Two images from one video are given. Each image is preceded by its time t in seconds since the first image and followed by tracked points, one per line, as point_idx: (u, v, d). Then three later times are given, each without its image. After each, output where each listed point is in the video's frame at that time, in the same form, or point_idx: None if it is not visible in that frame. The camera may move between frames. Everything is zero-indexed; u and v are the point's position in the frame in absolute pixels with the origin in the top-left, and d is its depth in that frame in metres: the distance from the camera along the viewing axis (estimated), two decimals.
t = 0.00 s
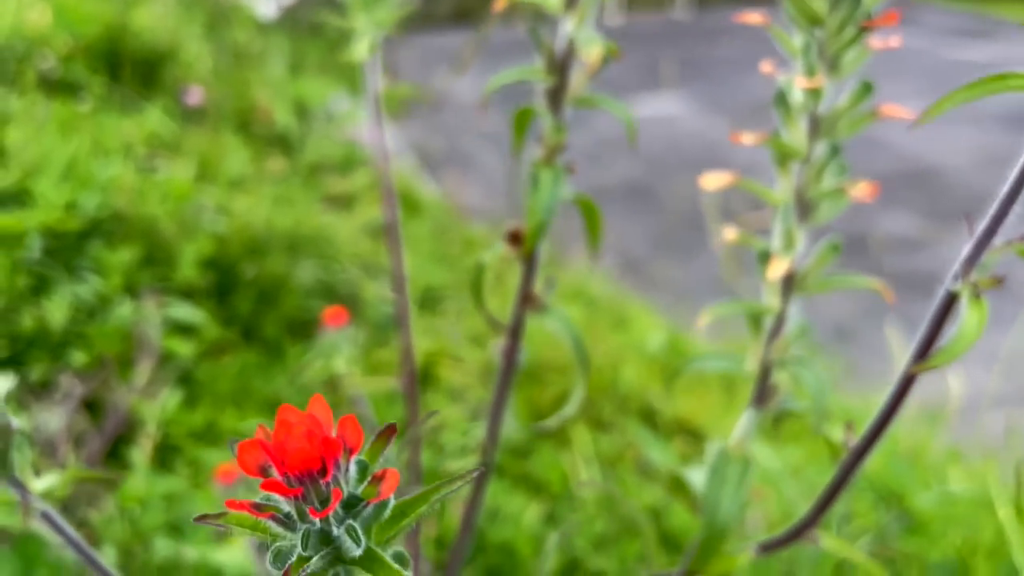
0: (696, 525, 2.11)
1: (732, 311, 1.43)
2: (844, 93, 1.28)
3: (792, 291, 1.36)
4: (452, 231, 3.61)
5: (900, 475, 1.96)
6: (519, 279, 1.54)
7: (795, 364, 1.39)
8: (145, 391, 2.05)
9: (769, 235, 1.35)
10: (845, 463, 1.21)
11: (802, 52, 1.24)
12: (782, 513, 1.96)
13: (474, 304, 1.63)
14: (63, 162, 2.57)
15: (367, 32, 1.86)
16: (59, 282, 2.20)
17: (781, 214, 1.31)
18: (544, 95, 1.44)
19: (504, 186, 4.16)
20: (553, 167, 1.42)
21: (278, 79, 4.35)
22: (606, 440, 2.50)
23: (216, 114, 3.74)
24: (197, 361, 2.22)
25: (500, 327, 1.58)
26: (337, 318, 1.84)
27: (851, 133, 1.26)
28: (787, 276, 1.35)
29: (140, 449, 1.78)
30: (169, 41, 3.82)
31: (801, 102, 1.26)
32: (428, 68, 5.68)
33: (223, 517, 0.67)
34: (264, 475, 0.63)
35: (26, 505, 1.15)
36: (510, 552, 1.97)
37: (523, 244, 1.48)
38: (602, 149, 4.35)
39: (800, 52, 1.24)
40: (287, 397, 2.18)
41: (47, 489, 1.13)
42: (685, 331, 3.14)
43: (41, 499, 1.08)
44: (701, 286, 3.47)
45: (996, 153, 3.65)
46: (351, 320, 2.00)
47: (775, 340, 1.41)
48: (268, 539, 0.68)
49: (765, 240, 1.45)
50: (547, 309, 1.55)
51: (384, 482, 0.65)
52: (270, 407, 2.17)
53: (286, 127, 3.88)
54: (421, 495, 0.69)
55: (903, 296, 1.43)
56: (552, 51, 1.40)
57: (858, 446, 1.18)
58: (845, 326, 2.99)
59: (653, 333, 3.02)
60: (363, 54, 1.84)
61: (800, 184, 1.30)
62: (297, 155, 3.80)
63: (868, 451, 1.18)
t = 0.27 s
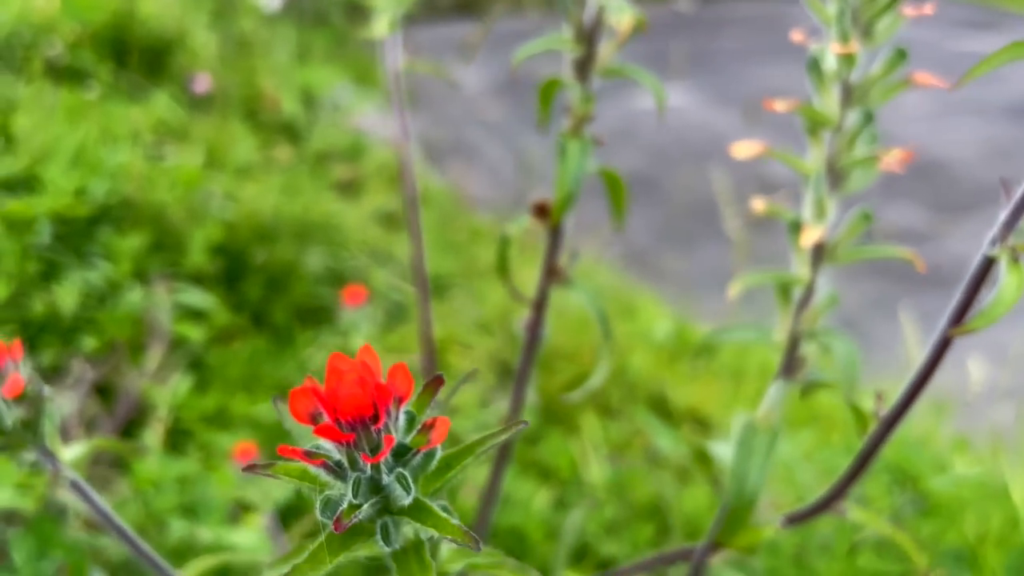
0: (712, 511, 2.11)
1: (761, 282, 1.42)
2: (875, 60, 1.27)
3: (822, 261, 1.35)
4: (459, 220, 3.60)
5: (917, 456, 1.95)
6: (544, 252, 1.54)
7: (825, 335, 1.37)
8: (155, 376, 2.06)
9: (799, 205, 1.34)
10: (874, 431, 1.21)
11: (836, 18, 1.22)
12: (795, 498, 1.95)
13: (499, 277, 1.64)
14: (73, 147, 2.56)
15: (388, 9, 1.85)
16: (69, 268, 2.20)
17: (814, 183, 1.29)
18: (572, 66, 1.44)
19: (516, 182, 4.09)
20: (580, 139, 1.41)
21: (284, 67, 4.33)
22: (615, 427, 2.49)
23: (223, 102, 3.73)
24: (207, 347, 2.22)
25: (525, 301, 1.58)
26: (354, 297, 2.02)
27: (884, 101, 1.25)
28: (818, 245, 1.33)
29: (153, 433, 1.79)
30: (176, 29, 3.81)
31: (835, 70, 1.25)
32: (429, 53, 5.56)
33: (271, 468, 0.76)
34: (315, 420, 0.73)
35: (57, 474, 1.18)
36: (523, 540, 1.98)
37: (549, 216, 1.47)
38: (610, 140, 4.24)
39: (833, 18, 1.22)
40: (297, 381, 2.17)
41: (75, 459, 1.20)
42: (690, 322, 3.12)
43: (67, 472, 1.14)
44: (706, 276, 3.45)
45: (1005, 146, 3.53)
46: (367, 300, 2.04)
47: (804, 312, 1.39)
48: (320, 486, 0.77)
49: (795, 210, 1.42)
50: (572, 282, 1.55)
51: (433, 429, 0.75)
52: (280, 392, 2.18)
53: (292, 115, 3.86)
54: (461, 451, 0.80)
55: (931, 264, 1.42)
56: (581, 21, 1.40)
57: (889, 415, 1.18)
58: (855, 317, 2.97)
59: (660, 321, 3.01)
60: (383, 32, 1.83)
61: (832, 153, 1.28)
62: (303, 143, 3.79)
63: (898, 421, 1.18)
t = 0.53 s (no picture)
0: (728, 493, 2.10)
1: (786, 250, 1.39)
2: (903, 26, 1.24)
3: (847, 230, 1.32)
4: (464, 208, 3.59)
5: (930, 439, 1.95)
6: (567, 223, 1.54)
7: (851, 304, 1.33)
8: (166, 359, 2.07)
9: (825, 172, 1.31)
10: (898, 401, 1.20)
11: None
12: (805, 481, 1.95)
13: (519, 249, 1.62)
14: (81, 131, 2.55)
15: None
16: (78, 253, 2.20)
17: (841, 149, 1.25)
18: (596, 35, 1.44)
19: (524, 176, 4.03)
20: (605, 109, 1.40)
21: (289, 54, 4.32)
22: (622, 412, 2.49)
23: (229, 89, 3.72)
24: (216, 331, 2.23)
25: (546, 273, 1.58)
26: (372, 275, 2.00)
27: (911, 68, 1.22)
28: (842, 212, 1.30)
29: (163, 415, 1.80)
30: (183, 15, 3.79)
31: (863, 36, 1.23)
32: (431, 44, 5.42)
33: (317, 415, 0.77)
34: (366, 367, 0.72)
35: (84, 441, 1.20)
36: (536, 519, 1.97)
37: (572, 187, 1.46)
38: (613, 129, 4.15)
39: None
40: (306, 369, 2.20)
41: (102, 428, 1.19)
42: (694, 310, 3.10)
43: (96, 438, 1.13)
44: (711, 262, 3.40)
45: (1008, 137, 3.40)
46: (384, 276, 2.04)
47: (830, 280, 1.36)
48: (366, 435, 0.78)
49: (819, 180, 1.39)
50: (594, 254, 1.54)
51: (483, 374, 0.75)
52: (289, 376, 2.19)
53: (299, 103, 3.85)
54: (506, 401, 0.79)
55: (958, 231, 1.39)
56: None
57: (913, 383, 1.16)
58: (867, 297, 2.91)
59: (665, 309, 3.01)
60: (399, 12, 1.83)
61: (858, 120, 1.26)
62: (309, 130, 3.77)
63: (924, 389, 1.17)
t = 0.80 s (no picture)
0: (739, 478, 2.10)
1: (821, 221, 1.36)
2: None
3: (882, 200, 1.29)
4: (471, 196, 3.59)
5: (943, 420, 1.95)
6: (596, 197, 1.52)
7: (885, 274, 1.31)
8: (177, 343, 2.08)
9: (860, 142, 1.29)
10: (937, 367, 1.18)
11: None
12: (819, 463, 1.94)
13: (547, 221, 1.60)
14: (90, 116, 2.54)
15: None
16: (87, 238, 2.20)
17: (879, 118, 1.23)
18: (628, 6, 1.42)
19: (528, 180, 3.95)
20: (637, 78, 1.37)
21: (295, 41, 4.29)
22: (631, 398, 2.49)
23: (235, 76, 3.70)
24: (227, 316, 2.23)
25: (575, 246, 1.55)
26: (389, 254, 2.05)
27: (950, 35, 1.20)
28: (878, 182, 1.28)
29: (176, 398, 1.80)
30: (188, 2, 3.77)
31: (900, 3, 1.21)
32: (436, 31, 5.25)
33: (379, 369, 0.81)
34: (427, 317, 0.76)
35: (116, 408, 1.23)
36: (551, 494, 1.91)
37: (604, 159, 1.44)
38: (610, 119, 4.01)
39: None
40: (316, 353, 2.20)
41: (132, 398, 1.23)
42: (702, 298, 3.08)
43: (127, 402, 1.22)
44: (719, 256, 3.36)
45: (1012, 129, 3.19)
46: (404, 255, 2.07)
47: (863, 251, 1.34)
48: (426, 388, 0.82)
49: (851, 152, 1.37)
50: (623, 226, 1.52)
51: (542, 327, 0.78)
52: (300, 360, 2.20)
53: (305, 91, 3.82)
54: (559, 357, 0.83)
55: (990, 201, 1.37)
56: None
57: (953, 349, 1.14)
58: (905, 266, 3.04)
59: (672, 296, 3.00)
60: None
61: (895, 88, 1.24)
62: (315, 117, 3.75)
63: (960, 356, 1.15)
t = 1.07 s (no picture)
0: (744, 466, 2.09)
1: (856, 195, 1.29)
2: None
3: (918, 176, 1.22)
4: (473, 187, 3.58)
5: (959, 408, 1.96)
6: (622, 173, 1.48)
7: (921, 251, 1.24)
8: (183, 331, 2.08)
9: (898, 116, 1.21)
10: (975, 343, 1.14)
11: None
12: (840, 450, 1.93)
13: (572, 198, 1.55)
14: (94, 103, 2.52)
15: None
16: (93, 226, 2.19)
17: (915, 92, 1.15)
18: None
19: (530, 169, 3.89)
20: (665, 53, 1.34)
21: (297, 30, 4.26)
22: (640, 386, 2.47)
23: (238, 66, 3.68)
24: (234, 304, 2.22)
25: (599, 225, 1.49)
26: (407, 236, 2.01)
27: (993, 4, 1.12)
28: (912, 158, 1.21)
29: (185, 384, 1.80)
30: None
31: None
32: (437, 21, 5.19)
33: (424, 340, 0.78)
34: (478, 287, 0.74)
35: (138, 388, 1.25)
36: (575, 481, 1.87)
37: (631, 136, 1.41)
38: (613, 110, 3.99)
39: None
40: (323, 341, 2.19)
41: (154, 375, 1.26)
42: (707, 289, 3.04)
43: (148, 383, 1.23)
44: (727, 247, 3.32)
45: (1012, 121, 3.23)
46: (418, 240, 2.04)
47: (898, 229, 1.27)
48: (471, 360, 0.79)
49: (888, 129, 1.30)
50: (648, 205, 1.48)
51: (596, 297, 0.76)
52: (307, 348, 2.19)
53: (309, 81, 3.79)
54: (611, 328, 0.81)
55: None
56: None
57: (994, 323, 1.11)
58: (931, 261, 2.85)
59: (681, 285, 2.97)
60: None
61: (934, 60, 1.16)
62: (319, 106, 3.73)
63: (1000, 332, 1.12)
